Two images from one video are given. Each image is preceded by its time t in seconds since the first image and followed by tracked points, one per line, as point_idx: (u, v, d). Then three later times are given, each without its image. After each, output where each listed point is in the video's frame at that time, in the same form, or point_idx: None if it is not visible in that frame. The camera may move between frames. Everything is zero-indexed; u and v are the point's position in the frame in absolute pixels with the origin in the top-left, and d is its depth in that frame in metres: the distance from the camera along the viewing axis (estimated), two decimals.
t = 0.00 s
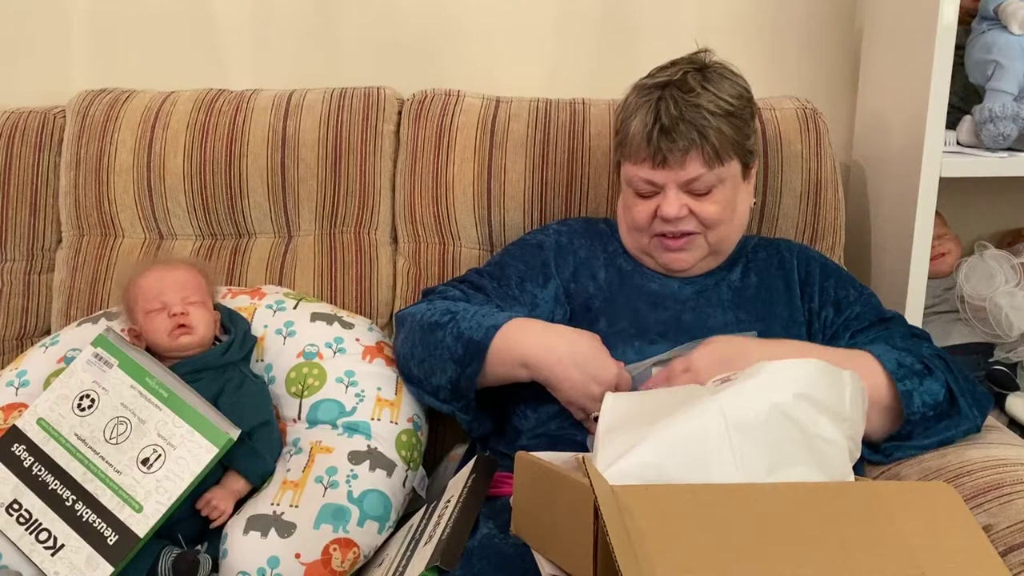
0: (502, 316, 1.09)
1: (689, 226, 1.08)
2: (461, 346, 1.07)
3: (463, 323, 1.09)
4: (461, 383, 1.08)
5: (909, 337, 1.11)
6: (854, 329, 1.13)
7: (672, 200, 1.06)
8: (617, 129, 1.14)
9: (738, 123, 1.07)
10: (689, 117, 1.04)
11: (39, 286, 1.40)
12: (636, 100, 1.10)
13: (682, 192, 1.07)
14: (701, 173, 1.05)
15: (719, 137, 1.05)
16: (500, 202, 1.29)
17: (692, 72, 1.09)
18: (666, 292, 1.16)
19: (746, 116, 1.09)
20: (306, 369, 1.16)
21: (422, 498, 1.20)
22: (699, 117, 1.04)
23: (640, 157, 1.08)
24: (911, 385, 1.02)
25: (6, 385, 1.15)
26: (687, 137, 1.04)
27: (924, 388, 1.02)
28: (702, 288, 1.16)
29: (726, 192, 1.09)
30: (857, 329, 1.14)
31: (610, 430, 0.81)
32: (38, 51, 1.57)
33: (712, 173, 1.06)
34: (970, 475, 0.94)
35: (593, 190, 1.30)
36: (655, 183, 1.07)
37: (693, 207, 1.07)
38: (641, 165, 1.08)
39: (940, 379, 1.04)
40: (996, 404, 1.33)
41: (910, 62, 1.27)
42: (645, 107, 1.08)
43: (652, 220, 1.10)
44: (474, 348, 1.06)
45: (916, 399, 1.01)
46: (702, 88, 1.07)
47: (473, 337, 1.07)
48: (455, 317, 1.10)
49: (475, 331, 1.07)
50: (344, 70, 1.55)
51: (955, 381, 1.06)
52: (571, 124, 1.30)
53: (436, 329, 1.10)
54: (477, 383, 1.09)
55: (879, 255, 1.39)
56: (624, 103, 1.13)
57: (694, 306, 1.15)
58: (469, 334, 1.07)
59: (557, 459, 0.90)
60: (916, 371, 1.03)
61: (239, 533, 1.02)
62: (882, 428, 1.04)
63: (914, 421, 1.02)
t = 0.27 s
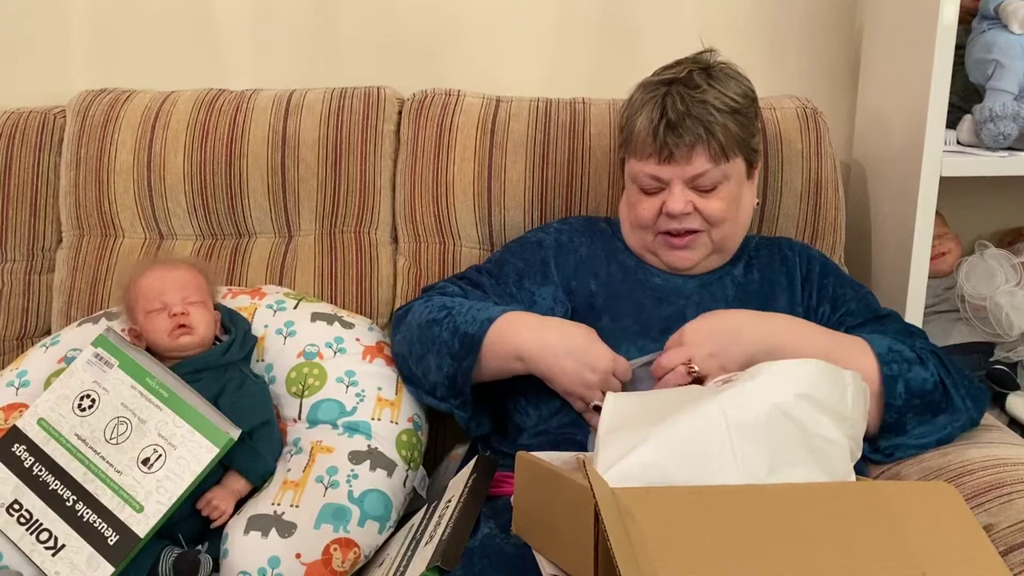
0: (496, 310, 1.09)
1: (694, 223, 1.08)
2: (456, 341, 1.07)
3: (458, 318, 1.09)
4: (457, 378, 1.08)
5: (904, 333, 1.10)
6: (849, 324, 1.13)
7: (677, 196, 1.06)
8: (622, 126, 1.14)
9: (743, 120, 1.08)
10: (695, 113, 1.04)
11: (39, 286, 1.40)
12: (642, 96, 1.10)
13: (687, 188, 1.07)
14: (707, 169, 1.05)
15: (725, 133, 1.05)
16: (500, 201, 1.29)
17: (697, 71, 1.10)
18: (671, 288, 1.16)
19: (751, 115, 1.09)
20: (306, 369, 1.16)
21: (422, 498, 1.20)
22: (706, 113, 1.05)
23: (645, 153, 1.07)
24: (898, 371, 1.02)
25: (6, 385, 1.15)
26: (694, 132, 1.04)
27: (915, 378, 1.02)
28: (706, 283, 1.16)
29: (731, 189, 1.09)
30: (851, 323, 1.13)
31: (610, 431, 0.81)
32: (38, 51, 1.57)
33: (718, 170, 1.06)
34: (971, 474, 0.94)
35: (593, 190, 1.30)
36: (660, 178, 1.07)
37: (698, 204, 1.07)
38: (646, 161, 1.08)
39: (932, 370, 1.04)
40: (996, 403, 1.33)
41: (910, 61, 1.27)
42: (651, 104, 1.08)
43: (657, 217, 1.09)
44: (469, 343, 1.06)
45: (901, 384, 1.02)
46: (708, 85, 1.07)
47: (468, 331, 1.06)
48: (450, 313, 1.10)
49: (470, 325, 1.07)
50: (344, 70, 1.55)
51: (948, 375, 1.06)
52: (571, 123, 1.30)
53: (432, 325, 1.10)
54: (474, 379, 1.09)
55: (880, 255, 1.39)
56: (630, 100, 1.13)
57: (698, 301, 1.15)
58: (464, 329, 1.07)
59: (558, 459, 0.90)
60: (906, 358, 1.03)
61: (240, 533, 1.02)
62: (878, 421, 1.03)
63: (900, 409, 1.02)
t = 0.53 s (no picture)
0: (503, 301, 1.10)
1: (694, 224, 1.08)
2: (462, 331, 1.07)
3: (464, 309, 1.09)
4: (463, 368, 1.08)
5: (905, 334, 1.10)
6: (850, 324, 1.13)
7: (678, 197, 1.06)
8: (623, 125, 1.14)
9: (745, 121, 1.07)
10: (697, 113, 1.04)
11: (39, 286, 1.40)
12: (643, 96, 1.10)
13: (687, 189, 1.07)
14: (708, 170, 1.05)
15: (726, 135, 1.05)
16: (500, 200, 1.29)
17: (699, 71, 1.09)
18: (673, 287, 1.16)
19: (753, 115, 1.09)
20: (306, 369, 1.16)
21: (422, 498, 1.20)
22: (707, 115, 1.04)
23: (646, 154, 1.07)
24: (900, 378, 1.02)
25: (6, 385, 1.14)
26: (694, 134, 1.04)
27: (917, 381, 1.02)
28: (706, 284, 1.16)
29: (732, 190, 1.08)
30: (852, 325, 1.13)
31: (611, 430, 0.81)
32: (37, 50, 1.57)
33: (719, 170, 1.06)
34: (972, 474, 0.94)
35: (593, 189, 1.30)
36: (661, 179, 1.07)
37: (698, 205, 1.07)
38: (647, 162, 1.07)
39: (934, 376, 1.04)
40: (996, 402, 1.33)
41: (910, 60, 1.26)
42: (652, 104, 1.08)
43: (657, 219, 1.09)
44: (477, 331, 1.07)
45: (904, 392, 1.01)
46: (709, 86, 1.07)
47: (474, 321, 1.07)
48: (455, 305, 1.11)
49: (476, 315, 1.08)
50: (344, 69, 1.55)
51: (949, 378, 1.06)
52: (571, 122, 1.30)
53: (436, 317, 1.10)
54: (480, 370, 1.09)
55: (881, 254, 1.39)
56: (631, 100, 1.13)
57: (698, 301, 1.15)
58: (471, 318, 1.08)
59: (558, 459, 0.90)
60: (907, 364, 1.03)
61: (240, 532, 1.02)
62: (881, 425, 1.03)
63: (902, 415, 1.02)
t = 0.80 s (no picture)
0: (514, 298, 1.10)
1: (696, 223, 1.08)
2: (473, 327, 1.07)
3: (473, 306, 1.09)
4: (472, 365, 1.08)
5: (906, 334, 1.10)
6: (851, 325, 1.13)
7: (680, 196, 1.06)
8: (625, 124, 1.14)
9: (748, 121, 1.07)
10: (700, 112, 1.04)
11: (39, 286, 1.40)
12: (645, 95, 1.10)
13: (690, 187, 1.07)
14: (711, 168, 1.05)
15: (729, 133, 1.05)
16: (500, 200, 1.29)
17: (701, 69, 1.09)
18: (676, 287, 1.16)
19: (756, 114, 1.09)
20: (307, 369, 1.16)
21: (424, 498, 1.20)
22: (710, 113, 1.04)
23: (649, 153, 1.07)
24: (901, 377, 1.02)
25: (6, 385, 1.14)
26: (698, 132, 1.04)
27: (918, 380, 1.02)
28: (707, 284, 1.16)
29: (735, 189, 1.08)
30: (853, 325, 1.13)
31: (611, 430, 0.81)
32: (37, 50, 1.57)
33: (721, 169, 1.06)
34: (973, 473, 0.93)
35: (594, 188, 1.30)
36: (664, 177, 1.07)
37: (700, 204, 1.07)
38: (650, 160, 1.07)
39: (935, 376, 1.04)
40: (997, 402, 1.33)
41: (911, 59, 1.26)
42: (655, 103, 1.08)
43: (659, 217, 1.09)
44: (488, 329, 1.07)
45: (904, 392, 1.01)
46: (712, 84, 1.07)
47: (486, 317, 1.07)
48: (463, 302, 1.10)
49: (488, 311, 1.08)
50: (344, 69, 1.55)
51: (950, 378, 1.06)
52: (571, 122, 1.30)
53: (444, 314, 1.10)
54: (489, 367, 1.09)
55: (881, 253, 1.39)
56: (633, 99, 1.13)
57: (699, 302, 1.15)
58: (482, 316, 1.07)
59: (559, 458, 0.90)
60: (909, 364, 1.03)
61: (240, 532, 1.02)
62: (881, 425, 1.03)
63: (903, 416, 1.02)
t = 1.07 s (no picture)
0: (508, 301, 1.10)
1: (696, 223, 1.08)
2: (466, 330, 1.07)
3: (467, 308, 1.09)
4: (463, 366, 1.08)
5: (906, 333, 1.10)
6: (851, 325, 1.13)
7: (680, 196, 1.06)
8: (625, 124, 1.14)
9: (747, 121, 1.07)
10: (700, 113, 1.04)
11: (40, 286, 1.40)
12: (645, 96, 1.10)
13: (690, 188, 1.07)
14: (711, 169, 1.05)
15: (729, 134, 1.05)
16: (501, 200, 1.29)
17: (701, 70, 1.09)
18: (676, 287, 1.16)
19: (755, 115, 1.09)
20: (308, 369, 1.16)
21: (426, 499, 1.21)
22: (710, 114, 1.04)
23: (649, 153, 1.07)
24: (901, 377, 1.02)
25: (7, 385, 1.14)
26: (697, 133, 1.04)
27: (918, 380, 1.02)
28: (707, 285, 1.16)
29: (735, 189, 1.08)
30: (853, 325, 1.13)
31: (612, 430, 0.81)
32: (38, 51, 1.57)
33: (721, 170, 1.06)
34: (973, 473, 0.94)
35: (594, 188, 1.30)
36: (663, 178, 1.07)
37: (700, 204, 1.07)
38: (650, 161, 1.07)
39: (935, 375, 1.04)
40: (998, 401, 1.33)
41: (911, 59, 1.26)
42: (655, 104, 1.08)
43: (659, 217, 1.09)
44: (479, 331, 1.07)
45: (905, 392, 1.01)
46: (713, 85, 1.07)
47: (479, 320, 1.07)
48: (459, 303, 1.10)
49: (481, 314, 1.08)
50: (344, 69, 1.55)
51: (950, 377, 1.06)
52: (572, 122, 1.30)
53: (440, 314, 1.10)
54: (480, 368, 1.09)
55: (882, 253, 1.39)
56: (634, 99, 1.13)
57: (699, 302, 1.15)
58: (475, 318, 1.07)
59: (559, 458, 0.90)
60: (909, 363, 1.03)
61: (242, 532, 1.02)
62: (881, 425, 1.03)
63: (904, 415, 1.02)
